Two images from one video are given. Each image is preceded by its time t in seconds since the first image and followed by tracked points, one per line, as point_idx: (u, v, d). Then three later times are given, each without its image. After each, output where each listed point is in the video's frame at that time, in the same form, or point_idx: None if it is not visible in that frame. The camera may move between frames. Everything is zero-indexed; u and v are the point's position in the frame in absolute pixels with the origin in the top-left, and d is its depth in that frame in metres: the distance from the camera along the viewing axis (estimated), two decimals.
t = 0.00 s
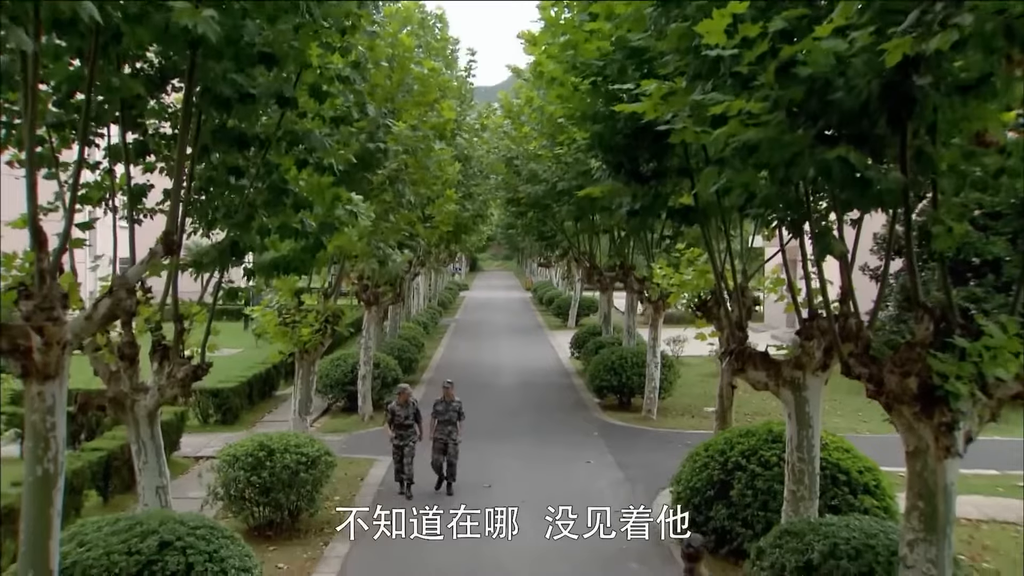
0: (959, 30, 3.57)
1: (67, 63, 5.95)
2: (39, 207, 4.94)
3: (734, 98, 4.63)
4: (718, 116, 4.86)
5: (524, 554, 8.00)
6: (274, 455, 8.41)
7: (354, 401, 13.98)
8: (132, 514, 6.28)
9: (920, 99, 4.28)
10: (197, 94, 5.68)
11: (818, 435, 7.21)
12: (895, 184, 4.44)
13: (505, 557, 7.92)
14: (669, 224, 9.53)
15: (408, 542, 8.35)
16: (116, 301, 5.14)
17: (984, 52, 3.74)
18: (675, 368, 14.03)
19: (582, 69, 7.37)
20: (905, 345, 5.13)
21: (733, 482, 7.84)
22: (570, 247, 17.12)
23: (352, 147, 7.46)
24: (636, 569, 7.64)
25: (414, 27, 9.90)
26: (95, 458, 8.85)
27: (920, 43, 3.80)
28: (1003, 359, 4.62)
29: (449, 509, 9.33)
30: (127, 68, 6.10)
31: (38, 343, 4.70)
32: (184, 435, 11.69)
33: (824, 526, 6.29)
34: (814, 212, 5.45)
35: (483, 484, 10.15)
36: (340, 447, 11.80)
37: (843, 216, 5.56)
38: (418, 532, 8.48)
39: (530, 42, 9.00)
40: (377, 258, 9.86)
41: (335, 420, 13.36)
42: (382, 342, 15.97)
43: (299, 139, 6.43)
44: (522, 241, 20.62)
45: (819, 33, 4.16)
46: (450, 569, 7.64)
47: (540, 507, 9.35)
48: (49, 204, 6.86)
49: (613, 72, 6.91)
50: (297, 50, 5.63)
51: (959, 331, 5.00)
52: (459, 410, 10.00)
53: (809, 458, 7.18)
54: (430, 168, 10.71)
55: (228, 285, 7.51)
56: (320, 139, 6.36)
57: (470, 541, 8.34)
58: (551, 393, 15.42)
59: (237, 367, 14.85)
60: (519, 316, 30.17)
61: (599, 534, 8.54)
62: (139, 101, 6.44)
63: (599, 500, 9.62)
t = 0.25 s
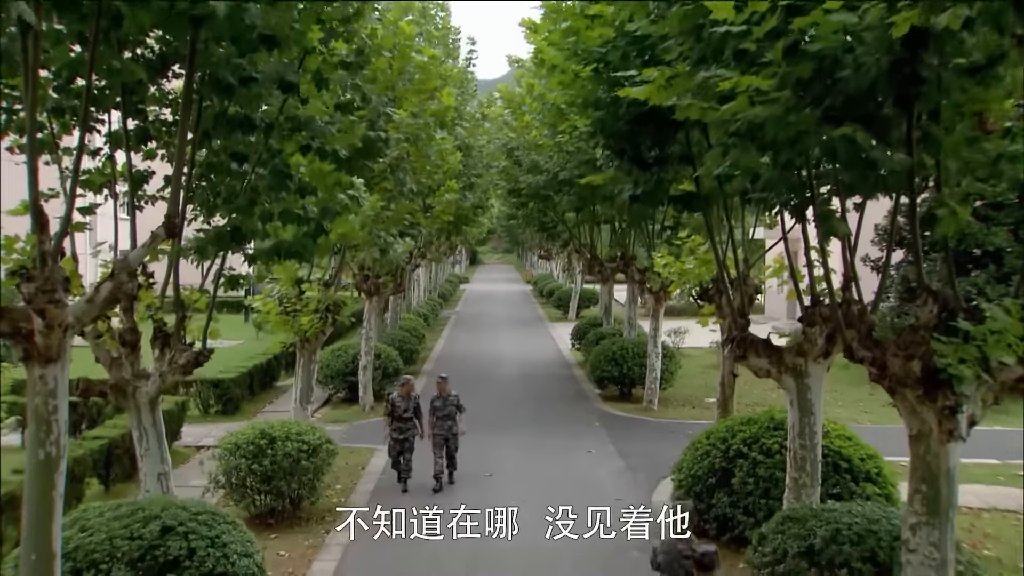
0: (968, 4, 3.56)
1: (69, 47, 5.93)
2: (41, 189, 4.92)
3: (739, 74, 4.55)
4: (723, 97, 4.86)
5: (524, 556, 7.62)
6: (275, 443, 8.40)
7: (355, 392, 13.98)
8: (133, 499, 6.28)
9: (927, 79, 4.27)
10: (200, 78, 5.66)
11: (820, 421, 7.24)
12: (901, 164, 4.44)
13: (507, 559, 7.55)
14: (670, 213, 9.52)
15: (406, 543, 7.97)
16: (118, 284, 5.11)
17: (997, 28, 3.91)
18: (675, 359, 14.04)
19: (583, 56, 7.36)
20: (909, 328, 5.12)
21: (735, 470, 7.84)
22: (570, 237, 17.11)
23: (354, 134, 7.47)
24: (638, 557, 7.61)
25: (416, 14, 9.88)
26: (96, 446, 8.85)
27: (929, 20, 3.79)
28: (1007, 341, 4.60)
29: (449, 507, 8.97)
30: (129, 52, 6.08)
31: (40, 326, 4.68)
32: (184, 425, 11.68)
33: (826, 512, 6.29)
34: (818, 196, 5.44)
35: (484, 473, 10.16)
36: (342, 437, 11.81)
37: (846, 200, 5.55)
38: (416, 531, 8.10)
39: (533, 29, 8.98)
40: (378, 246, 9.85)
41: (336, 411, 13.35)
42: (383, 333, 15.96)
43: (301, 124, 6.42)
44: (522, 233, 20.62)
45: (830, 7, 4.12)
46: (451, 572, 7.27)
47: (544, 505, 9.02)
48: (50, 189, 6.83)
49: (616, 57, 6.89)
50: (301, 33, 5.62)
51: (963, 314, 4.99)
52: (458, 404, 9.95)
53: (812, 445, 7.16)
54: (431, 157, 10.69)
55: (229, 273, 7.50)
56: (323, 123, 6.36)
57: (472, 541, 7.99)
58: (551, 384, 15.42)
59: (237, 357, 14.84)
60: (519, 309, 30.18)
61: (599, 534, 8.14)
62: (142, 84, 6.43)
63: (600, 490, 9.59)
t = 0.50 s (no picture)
0: None
1: (70, 35, 5.92)
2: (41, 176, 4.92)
3: (742, 56, 4.52)
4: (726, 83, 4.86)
5: (525, 557, 7.35)
6: (276, 434, 8.39)
7: (355, 385, 13.98)
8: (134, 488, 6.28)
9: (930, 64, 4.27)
10: (202, 65, 5.65)
11: (821, 411, 7.25)
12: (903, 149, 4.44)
13: (505, 559, 7.31)
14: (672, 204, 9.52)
15: (404, 543, 7.76)
16: (119, 271, 5.11)
17: (1003, 14, 4.16)
18: (675, 351, 14.04)
19: (583, 46, 7.33)
20: (911, 315, 5.12)
21: (735, 461, 7.85)
22: (571, 231, 17.12)
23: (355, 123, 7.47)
24: (639, 547, 7.62)
25: (416, 5, 9.87)
26: (97, 437, 8.85)
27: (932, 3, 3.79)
28: (1009, 327, 4.59)
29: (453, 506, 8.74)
30: (130, 40, 6.07)
31: (41, 313, 4.68)
32: (185, 417, 11.68)
33: (827, 501, 6.29)
34: (819, 183, 5.44)
35: (484, 465, 10.17)
36: (342, 429, 11.82)
37: (848, 187, 5.53)
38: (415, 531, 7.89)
39: (533, 19, 8.96)
40: (379, 238, 9.85)
41: (336, 403, 13.35)
42: (383, 326, 15.96)
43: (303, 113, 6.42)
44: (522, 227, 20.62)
45: None
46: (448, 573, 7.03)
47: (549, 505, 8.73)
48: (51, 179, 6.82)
49: (618, 46, 6.88)
50: (303, 20, 5.62)
51: (964, 301, 4.99)
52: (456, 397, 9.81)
53: (812, 435, 7.18)
54: (432, 148, 10.68)
55: (230, 263, 7.49)
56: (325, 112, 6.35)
57: (470, 542, 7.75)
58: (551, 377, 15.42)
59: (238, 350, 14.84)
60: (519, 303, 30.17)
61: (600, 534, 7.95)
62: (143, 73, 6.42)
63: (602, 482, 9.54)
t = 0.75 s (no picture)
0: None
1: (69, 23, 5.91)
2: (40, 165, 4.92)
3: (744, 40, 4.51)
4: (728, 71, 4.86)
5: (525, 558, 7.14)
6: (275, 425, 8.37)
7: (354, 378, 13.98)
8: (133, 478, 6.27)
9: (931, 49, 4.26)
10: (201, 53, 5.64)
11: (820, 402, 7.24)
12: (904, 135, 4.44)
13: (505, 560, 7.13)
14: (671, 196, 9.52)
15: (400, 543, 7.54)
16: (118, 258, 5.10)
17: None
18: (674, 345, 14.04)
19: (583, 35, 7.33)
20: (911, 303, 5.10)
21: (735, 452, 7.84)
22: (570, 224, 17.11)
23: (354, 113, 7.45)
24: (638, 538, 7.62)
25: None
26: (96, 429, 8.84)
27: None
28: (1010, 313, 4.58)
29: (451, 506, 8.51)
30: (129, 28, 6.05)
31: (40, 300, 4.68)
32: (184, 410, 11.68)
33: (827, 490, 6.28)
34: (820, 171, 5.43)
35: (484, 457, 10.16)
36: (341, 421, 11.82)
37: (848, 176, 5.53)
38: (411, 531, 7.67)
39: (533, 10, 8.95)
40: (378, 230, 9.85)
41: (335, 397, 13.35)
42: (382, 320, 15.95)
43: (302, 101, 6.40)
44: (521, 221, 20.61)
45: None
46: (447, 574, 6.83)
47: (550, 504, 8.52)
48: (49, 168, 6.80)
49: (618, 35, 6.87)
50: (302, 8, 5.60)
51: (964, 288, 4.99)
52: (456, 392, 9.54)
53: (812, 425, 7.18)
54: (431, 140, 10.67)
55: (230, 253, 7.49)
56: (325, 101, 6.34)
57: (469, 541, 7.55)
58: (550, 370, 15.42)
59: (237, 344, 14.84)
60: (518, 298, 30.16)
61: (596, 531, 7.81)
62: (143, 62, 6.40)
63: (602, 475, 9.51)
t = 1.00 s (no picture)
0: None
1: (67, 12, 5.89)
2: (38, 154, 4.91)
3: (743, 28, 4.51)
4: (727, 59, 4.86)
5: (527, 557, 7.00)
6: (273, 418, 8.37)
7: (352, 372, 13.98)
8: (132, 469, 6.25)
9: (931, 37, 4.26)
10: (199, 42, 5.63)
11: (819, 394, 7.24)
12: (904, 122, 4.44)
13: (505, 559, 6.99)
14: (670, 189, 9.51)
15: (395, 544, 7.36)
16: (116, 248, 5.10)
17: None
18: (672, 339, 14.05)
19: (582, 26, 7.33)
20: (911, 292, 5.10)
21: (733, 444, 7.84)
22: (568, 218, 17.11)
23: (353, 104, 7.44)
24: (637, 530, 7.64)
25: None
26: (95, 422, 8.83)
27: None
28: (1010, 302, 4.58)
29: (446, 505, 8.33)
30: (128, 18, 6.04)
31: (38, 289, 4.67)
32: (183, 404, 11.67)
33: (825, 481, 6.29)
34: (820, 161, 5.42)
35: (482, 450, 10.17)
36: (340, 415, 11.82)
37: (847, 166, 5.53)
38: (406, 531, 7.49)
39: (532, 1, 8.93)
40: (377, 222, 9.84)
41: (334, 391, 13.35)
42: (380, 315, 15.96)
43: (300, 91, 6.39)
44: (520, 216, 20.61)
45: None
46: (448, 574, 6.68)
47: (548, 501, 8.41)
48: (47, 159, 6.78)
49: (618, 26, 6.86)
50: None
51: (964, 278, 4.98)
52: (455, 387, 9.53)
53: (811, 417, 7.19)
54: (430, 133, 10.66)
55: (229, 245, 7.48)
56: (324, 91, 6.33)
57: (468, 540, 7.39)
58: (549, 365, 15.43)
59: (236, 338, 14.83)
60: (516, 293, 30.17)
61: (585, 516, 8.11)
62: (140, 53, 6.39)
63: (600, 469, 9.50)
